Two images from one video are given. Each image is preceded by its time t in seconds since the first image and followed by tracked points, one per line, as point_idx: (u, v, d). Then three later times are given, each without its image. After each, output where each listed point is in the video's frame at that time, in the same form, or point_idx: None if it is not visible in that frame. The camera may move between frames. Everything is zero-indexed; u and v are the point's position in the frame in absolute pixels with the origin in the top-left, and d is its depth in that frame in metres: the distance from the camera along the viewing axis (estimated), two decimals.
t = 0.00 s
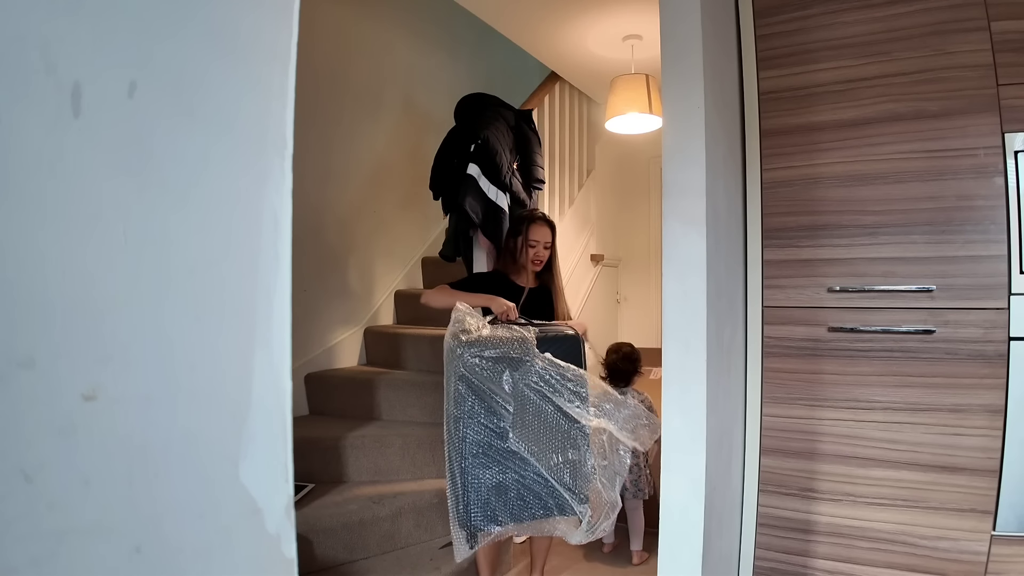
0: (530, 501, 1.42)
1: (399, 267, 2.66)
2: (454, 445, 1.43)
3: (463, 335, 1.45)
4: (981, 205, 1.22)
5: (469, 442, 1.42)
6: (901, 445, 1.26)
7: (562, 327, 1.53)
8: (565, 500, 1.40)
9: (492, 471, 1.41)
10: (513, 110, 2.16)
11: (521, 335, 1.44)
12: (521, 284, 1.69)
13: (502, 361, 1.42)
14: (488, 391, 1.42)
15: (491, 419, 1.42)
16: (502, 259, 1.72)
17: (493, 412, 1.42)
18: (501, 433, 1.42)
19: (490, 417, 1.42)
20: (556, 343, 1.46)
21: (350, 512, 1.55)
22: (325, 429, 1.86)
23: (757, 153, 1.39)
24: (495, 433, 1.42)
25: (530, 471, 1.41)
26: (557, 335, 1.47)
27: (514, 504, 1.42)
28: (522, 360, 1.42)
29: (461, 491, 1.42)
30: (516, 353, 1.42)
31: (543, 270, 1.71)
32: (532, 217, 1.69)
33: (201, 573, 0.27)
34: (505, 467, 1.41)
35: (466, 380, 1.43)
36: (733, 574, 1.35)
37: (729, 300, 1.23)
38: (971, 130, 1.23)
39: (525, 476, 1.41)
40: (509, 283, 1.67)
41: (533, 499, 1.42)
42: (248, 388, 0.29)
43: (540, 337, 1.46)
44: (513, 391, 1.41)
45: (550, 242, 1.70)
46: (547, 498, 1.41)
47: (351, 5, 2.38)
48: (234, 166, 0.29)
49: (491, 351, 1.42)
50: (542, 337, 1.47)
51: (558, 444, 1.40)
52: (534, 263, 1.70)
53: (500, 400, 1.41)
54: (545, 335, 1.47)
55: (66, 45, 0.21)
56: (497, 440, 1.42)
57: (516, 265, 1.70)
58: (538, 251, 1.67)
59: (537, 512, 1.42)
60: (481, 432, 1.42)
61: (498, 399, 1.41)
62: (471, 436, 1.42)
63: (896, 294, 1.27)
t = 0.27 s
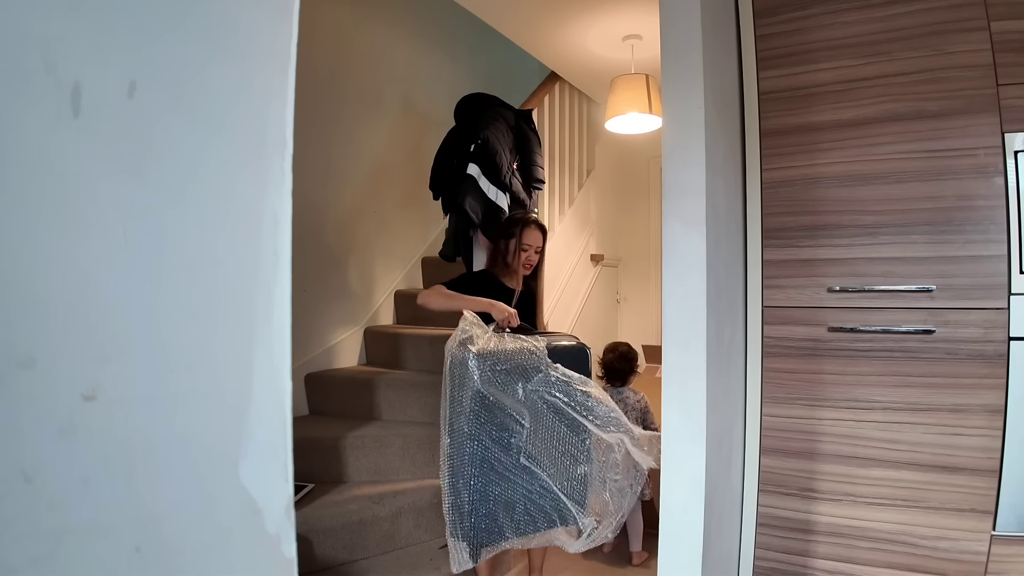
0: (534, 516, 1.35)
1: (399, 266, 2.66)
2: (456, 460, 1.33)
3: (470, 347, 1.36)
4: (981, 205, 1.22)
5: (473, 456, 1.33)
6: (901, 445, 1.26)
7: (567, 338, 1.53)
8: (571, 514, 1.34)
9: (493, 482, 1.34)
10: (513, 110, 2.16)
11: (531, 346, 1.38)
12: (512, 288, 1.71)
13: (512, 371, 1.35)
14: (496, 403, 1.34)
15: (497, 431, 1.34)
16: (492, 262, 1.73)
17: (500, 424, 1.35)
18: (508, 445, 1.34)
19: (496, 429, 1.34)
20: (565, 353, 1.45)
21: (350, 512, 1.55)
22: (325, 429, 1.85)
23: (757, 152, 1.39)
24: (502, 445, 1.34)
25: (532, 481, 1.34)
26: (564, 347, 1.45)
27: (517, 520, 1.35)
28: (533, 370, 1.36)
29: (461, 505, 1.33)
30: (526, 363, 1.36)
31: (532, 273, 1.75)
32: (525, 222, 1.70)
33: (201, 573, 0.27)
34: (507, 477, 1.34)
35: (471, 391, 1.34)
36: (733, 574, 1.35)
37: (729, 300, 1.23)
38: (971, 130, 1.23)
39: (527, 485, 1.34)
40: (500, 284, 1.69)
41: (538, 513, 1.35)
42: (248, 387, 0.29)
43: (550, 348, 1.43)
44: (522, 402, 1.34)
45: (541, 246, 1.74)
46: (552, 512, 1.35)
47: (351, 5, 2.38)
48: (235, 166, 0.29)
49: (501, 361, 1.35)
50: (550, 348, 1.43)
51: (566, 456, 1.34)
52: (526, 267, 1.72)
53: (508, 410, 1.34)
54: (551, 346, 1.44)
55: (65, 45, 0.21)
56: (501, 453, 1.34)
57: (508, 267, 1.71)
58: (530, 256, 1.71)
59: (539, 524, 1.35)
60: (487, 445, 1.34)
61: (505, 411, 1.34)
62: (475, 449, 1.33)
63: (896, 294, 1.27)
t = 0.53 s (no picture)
0: (533, 538, 1.30)
1: (399, 266, 2.66)
2: (456, 472, 1.30)
3: (477, 365, 1.32)
4: (981, 205, 1.22)
5: (474, 471, 1.29)
6: (901, 445, 1.26)
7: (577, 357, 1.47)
8: (570, 539, 1.29)
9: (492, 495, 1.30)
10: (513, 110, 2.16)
11: (544, 369, 1.32)
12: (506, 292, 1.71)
13: (521, 390, 1.29)
14: (503, 421, 1.29)
15: (501, 449, 1.30)
16: (488, 266, 1.72)
17: (505, 442, 1.30)
18: (512, 465, 1.29)
19: (500, 446, 1.30)
20: (583, 376, 1.36)
21: (350, 512, 1.55)
22: (325, 429, 1.85)
23: (757, 152, 1.39)
24: (505, 463, 1.30)
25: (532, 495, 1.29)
26: (582, 368, 1.36)
27: (515, 536, 1.31)
28: (544, 391, 1.30)
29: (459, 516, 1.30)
30: (537, 382, 1.30)
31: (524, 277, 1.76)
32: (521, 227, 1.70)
33: (200, 573, 0.27)
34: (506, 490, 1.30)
35: (478, 406, 1.29)
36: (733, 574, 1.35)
37: (728, 300, 1.23)
38: (971, 130, 1.23)
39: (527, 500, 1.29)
40: (495, 289, 1.68)
41: (536, 535, 1.30)
42: (248, 386, 0.29)
43: (566, 371, 1.35)
44: (531, 423, 1.29)
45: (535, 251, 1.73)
46: (551, 535, 1.30)
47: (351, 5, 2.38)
48: (235, 165, 0.29)
49: (513, 381, 1.29)
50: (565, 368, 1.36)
51: (570, 481, 1.29)
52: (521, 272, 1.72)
53: (514, 429, 1.29)
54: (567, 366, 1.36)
55: (65, 45, 0.21)
56: (503, 471, 1.30)
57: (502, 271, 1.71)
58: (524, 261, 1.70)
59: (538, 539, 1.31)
60: (489, 462, 1.29)
61: (511, 430, 1.29)
62: (476, 465, 1.30)
63: (895, 294, 1.27)
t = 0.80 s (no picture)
0: (535, 533, 1.31)
1: (399, 266, 2.66)
2: (455, 478, 1.28)
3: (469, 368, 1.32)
4: (981, 205, 1.22)
5: (474, 475, 1.28)
6: (901, 445, 1.26)
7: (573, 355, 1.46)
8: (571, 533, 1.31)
9: (492, 495, 1.29)
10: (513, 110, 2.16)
11: (535, 367, 1.31)
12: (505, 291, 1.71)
13: (519, 390, 1.29)
14: (502, 422, 1.28)
15: (501, 451, 1.29)
16: (487, 264, 1.72)
17: (505, 444, 1.29)
18: (512, 466, 1.29)
19: (500, 448, 1.28)
20: (577, 373, 1.35)
21: (350, 512, 1.55)
22: (325, 429, 1.86)
23: (757, 152, 1.39)
24: (505, 465, 1.29)
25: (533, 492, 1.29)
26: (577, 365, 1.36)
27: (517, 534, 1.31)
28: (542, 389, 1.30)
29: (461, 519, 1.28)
30: (534, 381, 1.30)
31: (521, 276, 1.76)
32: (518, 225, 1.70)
33: (199, 573, 0.27)
34: (506, 489, 1.29)
35: (475, 409, 1.28)
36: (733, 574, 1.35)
37: (728, 300, 1.23)
38: (971, 130, 1.23)
39: (527, 497, 1.29)
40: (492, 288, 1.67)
41: (536, 533, 1.31)
42: (248, 386, 0.29)
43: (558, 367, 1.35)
44: (529, 422, 1.29)
45: (533, 249, 1.74)
46: (551, 532, 1.32)
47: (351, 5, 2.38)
48: (235, 166, 0.29)
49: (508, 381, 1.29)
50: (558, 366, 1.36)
51: (569, 477, 1.30)
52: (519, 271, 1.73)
53: (514, 430, 1.29)
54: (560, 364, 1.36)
55: (65, 44, 0.21)
56: (504, 473, 1.29)
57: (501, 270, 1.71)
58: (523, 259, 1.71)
59: (540, 534, 1.31)
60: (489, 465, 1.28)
61: (508, 431, 1.29)
62: (476, 469, 1.28)
63: (895, 294, 1.27)
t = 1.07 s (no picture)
0: (534, 531, 1.32)
1: (399, 266, 2.66)
2: (454, 481, 1.27)
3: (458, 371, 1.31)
4: (981, 205, 1.22)
5: (471, 476, 1.28)
6: (901, 445, 1.27)
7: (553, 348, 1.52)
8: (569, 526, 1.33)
9: (490, 497, 1.29)
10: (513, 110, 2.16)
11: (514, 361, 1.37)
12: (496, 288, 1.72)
13: (507, 386, 1.33)
14: (496, 420, 1.30)
15: (496, 450, 1.30)
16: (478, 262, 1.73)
17: (500, 441, 1.31)
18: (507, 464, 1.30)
19: (495, 446, 1.30)
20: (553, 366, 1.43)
21: (350, 512, 1.55)
22: (325, 429, 1.86)
23: (757, 152, 1.39)
24: (501, 463, 1.30)
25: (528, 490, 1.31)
26: (555, 360, 1.45)
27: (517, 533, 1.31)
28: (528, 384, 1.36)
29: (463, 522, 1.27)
30: (520, 377, 1.35)
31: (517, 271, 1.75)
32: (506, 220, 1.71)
33: (200, 573, 0.27)
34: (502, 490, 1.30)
35: (468, 409, 1.30)
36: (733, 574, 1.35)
37: (729, 300, 1.23)
38: (971, 130, 1.23)
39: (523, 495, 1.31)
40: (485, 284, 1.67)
41: (535, 530, 1.33)
42: (249, 387, 0.29)
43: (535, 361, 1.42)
44: (518, 421, 1.32)
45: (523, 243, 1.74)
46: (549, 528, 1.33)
47: (351, 4, 2.38)
48: (235, 166, 0.29)
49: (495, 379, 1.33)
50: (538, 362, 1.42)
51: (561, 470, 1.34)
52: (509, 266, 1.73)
53: (507, 427, 1.31)
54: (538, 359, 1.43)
55: (67, 45, 0.21)
56: (500, 471, 1.30)
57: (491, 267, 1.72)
58: (513, 253, 1.71)
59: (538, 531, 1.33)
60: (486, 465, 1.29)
61: (499, 433, 1.31)
62: (473, 470, 1.28)
63: (895, 294, 1.27)
